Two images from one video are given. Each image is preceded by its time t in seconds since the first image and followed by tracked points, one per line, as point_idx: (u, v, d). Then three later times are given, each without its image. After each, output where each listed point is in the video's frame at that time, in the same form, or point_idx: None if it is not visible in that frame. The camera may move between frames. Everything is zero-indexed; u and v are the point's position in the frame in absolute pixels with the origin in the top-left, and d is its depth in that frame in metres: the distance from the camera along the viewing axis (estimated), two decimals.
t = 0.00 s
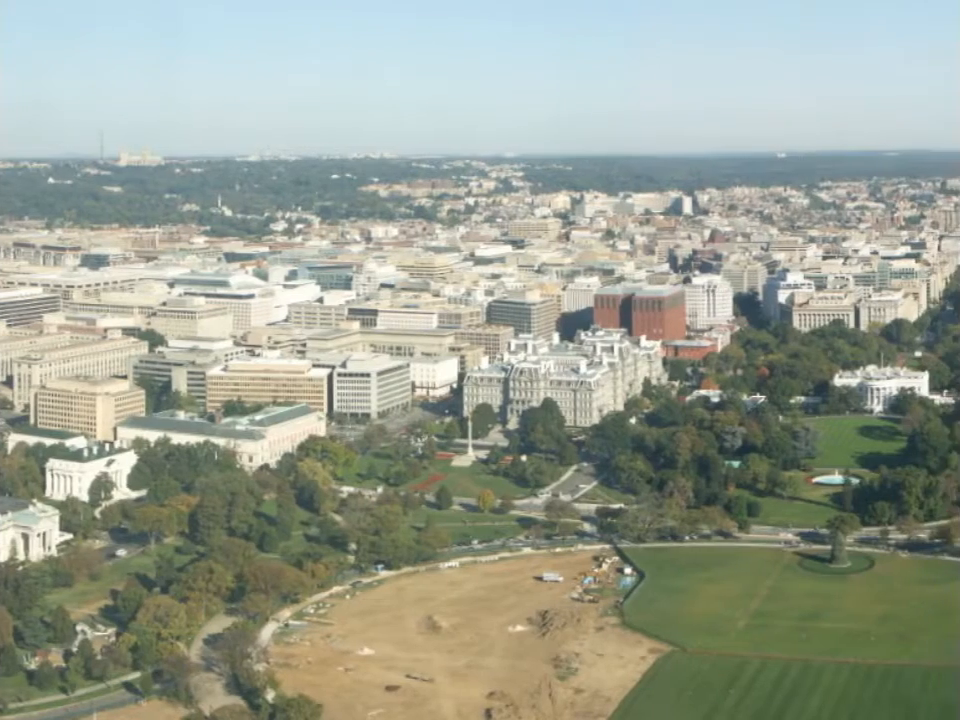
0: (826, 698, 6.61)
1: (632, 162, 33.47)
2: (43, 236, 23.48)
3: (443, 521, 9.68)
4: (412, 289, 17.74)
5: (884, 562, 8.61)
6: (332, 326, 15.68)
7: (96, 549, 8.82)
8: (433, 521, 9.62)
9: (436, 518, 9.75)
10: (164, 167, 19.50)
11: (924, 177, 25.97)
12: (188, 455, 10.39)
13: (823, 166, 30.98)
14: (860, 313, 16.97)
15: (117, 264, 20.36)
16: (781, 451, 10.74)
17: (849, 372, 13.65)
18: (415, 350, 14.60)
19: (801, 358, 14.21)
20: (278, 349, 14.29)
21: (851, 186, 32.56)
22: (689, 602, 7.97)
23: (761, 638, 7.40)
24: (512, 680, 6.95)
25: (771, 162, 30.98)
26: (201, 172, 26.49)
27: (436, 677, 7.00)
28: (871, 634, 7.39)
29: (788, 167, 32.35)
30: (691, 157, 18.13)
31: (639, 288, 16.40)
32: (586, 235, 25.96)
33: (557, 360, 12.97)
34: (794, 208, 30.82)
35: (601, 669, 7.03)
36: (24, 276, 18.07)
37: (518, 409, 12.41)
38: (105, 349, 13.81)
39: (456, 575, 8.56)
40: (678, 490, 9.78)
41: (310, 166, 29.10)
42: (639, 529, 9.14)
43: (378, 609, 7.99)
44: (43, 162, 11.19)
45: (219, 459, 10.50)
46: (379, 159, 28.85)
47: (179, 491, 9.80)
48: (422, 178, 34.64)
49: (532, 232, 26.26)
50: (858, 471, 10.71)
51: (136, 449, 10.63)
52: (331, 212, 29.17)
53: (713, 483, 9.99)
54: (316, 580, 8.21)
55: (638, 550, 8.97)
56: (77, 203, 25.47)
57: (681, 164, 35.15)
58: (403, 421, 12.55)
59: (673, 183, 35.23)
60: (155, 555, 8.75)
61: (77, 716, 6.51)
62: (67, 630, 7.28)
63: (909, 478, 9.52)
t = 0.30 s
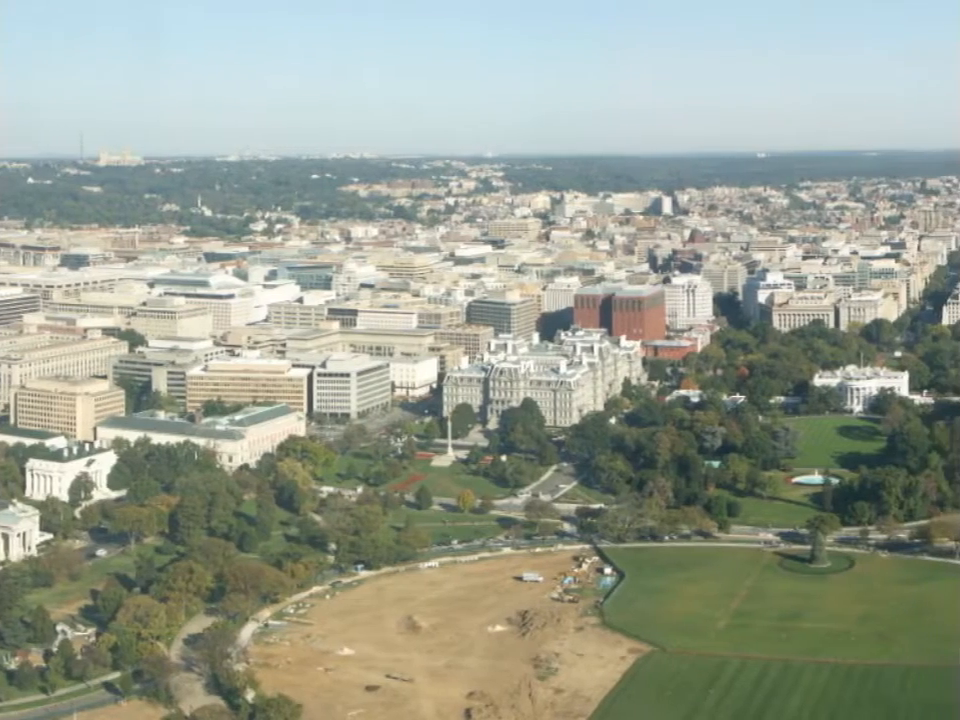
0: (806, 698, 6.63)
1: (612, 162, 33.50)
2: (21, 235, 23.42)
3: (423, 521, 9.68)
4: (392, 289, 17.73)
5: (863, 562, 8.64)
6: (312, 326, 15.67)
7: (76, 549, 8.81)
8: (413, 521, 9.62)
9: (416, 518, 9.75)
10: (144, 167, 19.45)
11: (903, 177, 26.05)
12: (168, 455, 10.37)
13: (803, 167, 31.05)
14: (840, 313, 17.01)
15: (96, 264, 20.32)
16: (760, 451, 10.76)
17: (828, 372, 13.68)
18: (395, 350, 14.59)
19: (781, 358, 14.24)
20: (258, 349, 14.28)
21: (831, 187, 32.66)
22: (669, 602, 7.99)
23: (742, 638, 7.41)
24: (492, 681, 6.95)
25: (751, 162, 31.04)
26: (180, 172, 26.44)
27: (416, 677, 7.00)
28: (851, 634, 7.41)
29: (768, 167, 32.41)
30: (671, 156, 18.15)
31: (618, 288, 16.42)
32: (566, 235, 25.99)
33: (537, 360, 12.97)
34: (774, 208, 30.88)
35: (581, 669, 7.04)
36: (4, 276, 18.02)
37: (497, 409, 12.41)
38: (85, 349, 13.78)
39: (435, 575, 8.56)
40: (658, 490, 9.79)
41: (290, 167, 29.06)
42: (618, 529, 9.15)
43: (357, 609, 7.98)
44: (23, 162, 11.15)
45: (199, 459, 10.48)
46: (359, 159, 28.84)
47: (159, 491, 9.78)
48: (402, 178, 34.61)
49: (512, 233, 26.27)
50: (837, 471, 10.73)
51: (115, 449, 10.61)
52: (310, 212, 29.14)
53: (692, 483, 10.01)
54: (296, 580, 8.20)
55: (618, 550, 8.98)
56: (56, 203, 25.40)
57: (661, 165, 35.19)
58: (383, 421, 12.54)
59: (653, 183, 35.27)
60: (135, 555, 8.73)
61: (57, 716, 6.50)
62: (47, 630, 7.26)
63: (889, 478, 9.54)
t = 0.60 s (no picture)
0: (783, 698, 6.64)
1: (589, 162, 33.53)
2: None
3: (400, 521, 9.68)
4: (369, 289, 17.72)
5: (840, 562, 8.66)
6: (290, 326, 15.65)
7: (53, 549, 8.78)
8: (390, 521, 9.62)
9: (393, 518, 9.74)
10: (121, 167, 19.40)
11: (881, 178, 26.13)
12: (145, 455, 10.35)
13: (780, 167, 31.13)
14: (818, 313, 17.05)
15: (73, 264, 20.26)
16: (738, 451, 10.78)
17: (806, 372, 13.71)
18: (372, 350, 14.58)
19: (758, 358, 14.27)
20: (235, 349, 14.26)
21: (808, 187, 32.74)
22: (646, 602, 8.00)
23: (719, 638, 7.43)
24: (469, 681, 6.95)
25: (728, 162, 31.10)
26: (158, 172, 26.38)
27: (393, 677, 7.00)
28: (829, 635, 7.42)
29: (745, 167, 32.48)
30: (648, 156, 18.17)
31: (596, 288, 16.43)
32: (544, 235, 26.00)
33: (515, 360, 12.98)
34: (751, 208, 30.94)
35: (559, 669, 7.04)
36: None
37: (475, 409, 12.41)
38: (62, 349, 13.74)
39: (413, 575, 8.56)
40: (635, 490, 9.80)
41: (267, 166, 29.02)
42: (596, 529, 9.16)
43: (335, 609, 7.98)
44: None
45: (176, 459, 10.46)
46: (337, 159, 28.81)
47: (136, 491, 9.76)
48: (380, 177, 34.58)
49: (489, 232, 26.28)
50: (815, 471, 10.76)
51: (93, 449, 10.58)
52: (288, 212, 29.11)
53: (670, 483, 10.02)
54: (273, 580, 8.19)
55: (596, 550, 8.99)
56: (33, 203, 25.32)
57: (639, 165, 35.24)
58: (361, 421, 12.53)
59: (631, 183, 35.31)
60: (112, 555, 8.71)
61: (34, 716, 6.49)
62: (24, 630, 7.24)
63: (867, 478, 9.57)
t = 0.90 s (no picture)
0: (758, 698, 6.66)
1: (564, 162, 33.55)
2: None
3: (375, 521, 9.67)
4: (344, 289, 17.70)
5: (816, 562, 8.68)
6: (265, 326, 15.63)
7: (28, 549, 8.75)
8: (365, 521, 9.61)
9: (368, 518, 9.74)
10: (96, 167, 19.34)
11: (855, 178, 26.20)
12: (120, 455, 10.32)
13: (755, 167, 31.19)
14: (793, 314, 17.10)
15: (48, 264, 20.20)
16: (713, 451, 10.80)
17: (781, 372, 13.75)
18: (347, 350, 14.57)
19: (734, 358, 14.30)
20: (210, 349, 14.23)
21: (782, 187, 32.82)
22: (621, 602, 8.01)
23: (694, 638, 7.44)
24: (444, 681, 6.95)
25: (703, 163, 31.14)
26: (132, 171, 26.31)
27: (368, 677, 7.00)
28: (804, 635, 7.44)
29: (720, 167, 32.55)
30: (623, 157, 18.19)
31: (571, 288, 16.44)
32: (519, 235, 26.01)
33: (490, 360, 12.98)
34: (726, 208, 31.00)
35: (534, 669, 7.05)
36: None
37: (450, 409, 12.42)
38: (36, 349, 13.69)
39: (388, 575, 8.55)
40: (611, 490, 9.81)
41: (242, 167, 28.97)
42: (571, 528, 9.17)
43: (310, 609, 7.97)
44: None
45: (151, 459, 10.43)
46: (312, 160, 28.78)
47: (112, 491, 9.73)
48: (355, 177, 34.54)
49: (465, 232, 26.28)
50: (790, 471, 10.79)
51: (68, 450, 10.55)
52: (263, 212, 29.06)
53: (645, 483, 10.03)
54: (248, 580, 8.18)
55: (571, 550, 9.00)
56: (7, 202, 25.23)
57: (614, 165, 35.27)
58: (336, 421, 12.52)
59: (606, 183, 35.34)
60: (87, 555, 8.69)
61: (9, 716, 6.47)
62: None
63: (842, 478, 9.60)
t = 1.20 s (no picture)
0: (731, 698, 6.67)
1: (537, 162, 33.57)
2: None
3: (348, 521, 9.67)
4: (317, 289, 17.68)
5: (788, 562, 8.71)
6: (237, 326, 15.61)
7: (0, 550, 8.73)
8: (338, 521, 9.60)
9: (341, 518, 9.73)
10: (69, 167, 19.27)
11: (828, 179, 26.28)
12: (93, 455, 10.29)
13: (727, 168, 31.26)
14: (765, 314, 17.15)
15: (20, 264, 20.13)
16: (685, 452, 10.82)
17: (754, 372, 13.78)
18: (320, 350, 14.56)
19: (707, 358, 14.32)
20: (183, 349, 14.20)
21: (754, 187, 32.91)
22: (594, 602, 8.02)
23: (667, 638, 7.46)
24: (416, 681, 6.95)
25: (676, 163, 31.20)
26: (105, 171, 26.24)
27: (341, 676, 6.99)
28: (777, 634, 7.46)
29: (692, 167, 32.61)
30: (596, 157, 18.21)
31: (544, 288, 16.46)
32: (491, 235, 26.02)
33: (463, 360, 12.98)
34: (699, 208, 31.06)
35: (506, 669, 7.05)
36: None
37: (422, 409, 12.42)
38: (9, 349, 13.65)
39: (360, 575, 8.55)
40: (583, 490, 9.83)
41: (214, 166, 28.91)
42: (544, 528, 9.17)
43: (283, 609, 7.96)
44: None
45: (124, 459, 10.40)
46: (285, 160, 28.74)
47: (84, 491, 9.70)
48: (327, 177, 34.50)
49: (437, 232, 26.28)
50: (762, 471, 10.81)
51: (40, 449, 10.52)
52: (235, 212, 29.01)
53: (618, 483, 10.05)
54: (221, 580, 8.17)
55: (544, 550, 9.01)
56: None
57: (586, 165, 35.30)
58: (309, 421, 12.50)
59: (578, 183, 35.38)
60: (60, 555, 8.66)
61: None
62: None
63: (813, 478, 9.63)
